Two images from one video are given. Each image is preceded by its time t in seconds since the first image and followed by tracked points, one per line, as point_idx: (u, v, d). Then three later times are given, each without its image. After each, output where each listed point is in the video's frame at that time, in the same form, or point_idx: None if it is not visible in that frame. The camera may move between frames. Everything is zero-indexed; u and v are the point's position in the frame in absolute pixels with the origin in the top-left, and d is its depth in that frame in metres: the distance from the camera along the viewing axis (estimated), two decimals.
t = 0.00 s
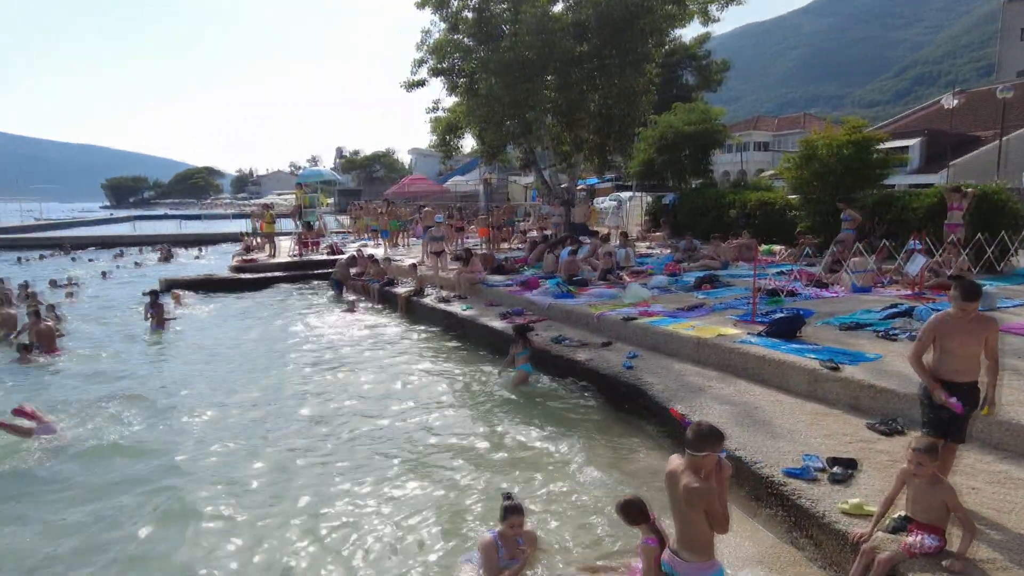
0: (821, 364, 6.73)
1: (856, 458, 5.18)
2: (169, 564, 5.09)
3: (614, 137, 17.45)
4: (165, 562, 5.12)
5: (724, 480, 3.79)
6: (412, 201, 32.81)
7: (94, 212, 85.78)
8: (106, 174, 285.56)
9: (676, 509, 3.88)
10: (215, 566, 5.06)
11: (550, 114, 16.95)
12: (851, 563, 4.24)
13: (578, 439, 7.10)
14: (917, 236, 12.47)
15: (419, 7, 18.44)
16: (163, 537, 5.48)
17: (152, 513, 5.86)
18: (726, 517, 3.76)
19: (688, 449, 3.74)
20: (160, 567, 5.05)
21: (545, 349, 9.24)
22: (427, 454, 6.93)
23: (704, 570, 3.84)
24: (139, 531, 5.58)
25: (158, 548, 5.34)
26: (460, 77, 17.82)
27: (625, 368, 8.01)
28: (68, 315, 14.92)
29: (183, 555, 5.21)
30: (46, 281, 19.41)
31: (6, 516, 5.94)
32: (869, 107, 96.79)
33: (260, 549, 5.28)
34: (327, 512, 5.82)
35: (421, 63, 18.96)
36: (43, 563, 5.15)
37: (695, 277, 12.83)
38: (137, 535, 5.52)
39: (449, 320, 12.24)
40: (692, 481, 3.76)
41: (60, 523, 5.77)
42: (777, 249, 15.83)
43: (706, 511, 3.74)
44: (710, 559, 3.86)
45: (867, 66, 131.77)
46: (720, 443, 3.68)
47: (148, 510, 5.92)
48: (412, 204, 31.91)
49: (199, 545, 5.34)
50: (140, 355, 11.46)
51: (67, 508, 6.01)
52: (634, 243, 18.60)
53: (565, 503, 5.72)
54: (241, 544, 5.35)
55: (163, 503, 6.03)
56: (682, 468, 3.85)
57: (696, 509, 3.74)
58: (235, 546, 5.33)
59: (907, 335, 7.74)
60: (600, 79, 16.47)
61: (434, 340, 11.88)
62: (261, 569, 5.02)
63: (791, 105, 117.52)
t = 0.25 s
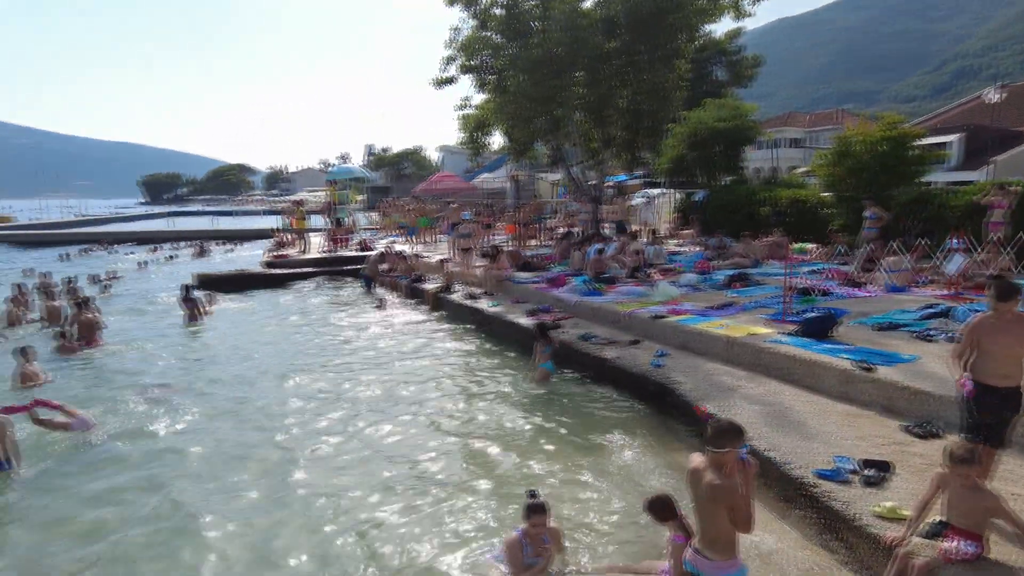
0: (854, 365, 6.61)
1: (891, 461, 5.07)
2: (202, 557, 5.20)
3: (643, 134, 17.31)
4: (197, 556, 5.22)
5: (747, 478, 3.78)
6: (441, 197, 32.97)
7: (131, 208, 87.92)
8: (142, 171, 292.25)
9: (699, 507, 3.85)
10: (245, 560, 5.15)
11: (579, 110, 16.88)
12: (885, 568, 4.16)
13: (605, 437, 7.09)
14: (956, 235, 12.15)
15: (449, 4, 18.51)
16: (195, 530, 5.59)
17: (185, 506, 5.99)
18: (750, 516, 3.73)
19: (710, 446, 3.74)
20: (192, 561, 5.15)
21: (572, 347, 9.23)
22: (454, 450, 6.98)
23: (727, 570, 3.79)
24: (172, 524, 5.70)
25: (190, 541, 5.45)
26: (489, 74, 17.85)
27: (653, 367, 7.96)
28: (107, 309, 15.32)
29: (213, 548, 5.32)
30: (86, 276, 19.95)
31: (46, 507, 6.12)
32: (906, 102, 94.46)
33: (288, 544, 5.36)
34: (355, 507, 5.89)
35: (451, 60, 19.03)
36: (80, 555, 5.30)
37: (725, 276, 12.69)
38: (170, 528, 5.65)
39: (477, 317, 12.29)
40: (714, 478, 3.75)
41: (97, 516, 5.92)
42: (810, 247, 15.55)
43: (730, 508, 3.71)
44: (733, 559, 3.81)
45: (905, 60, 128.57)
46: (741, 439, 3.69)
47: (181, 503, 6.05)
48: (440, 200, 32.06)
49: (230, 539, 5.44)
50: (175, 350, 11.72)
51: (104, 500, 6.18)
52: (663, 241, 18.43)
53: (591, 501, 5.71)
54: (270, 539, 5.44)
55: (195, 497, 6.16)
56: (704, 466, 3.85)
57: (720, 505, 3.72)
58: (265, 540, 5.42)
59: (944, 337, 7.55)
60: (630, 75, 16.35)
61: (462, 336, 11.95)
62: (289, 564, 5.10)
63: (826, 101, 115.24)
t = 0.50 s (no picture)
0: (890, 366, 6.47)
1: (928, 465, 4.95)
2: (232, 547, 5.29)
3: (674, 130, 17.13)
4: (228, 546, 5.32)
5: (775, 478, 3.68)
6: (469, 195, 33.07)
7: (167, 204, 89.86)
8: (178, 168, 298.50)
9: (724, 506, 3.80)
10: (274, 552, 5.22)
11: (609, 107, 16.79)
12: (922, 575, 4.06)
13: (634, 436, 7.05)
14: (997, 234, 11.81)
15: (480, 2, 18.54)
16: (226, 521, 5.68)
17: (217, 497, 6.09)
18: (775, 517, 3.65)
19: (735, 445, 3.67)
20: (223, 550, 5.24)
21: (601, 344, 9.19)
22: (482, 447, 6.99)
23: (752, 570, 3.74)
24: (204, 514, 5.80)
25: (221, 531, 5.54)
26: (519, 71, 17.86)
27: (683, 366, 7.89)
28: (144, 303, 15.70)
29: (244, 539, 5.40)
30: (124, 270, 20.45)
31: (85, 492, 6.31)
32: (946, 98, 92.00)
33: (317, 537, 5.41)
34: (382, 502, 5.93)
35: (481, 57, 19.05)
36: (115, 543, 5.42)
37: (757, 274, 12.50)
38: (202, 518, 5.75)
39: (504, 313, 12.31)
40: (739, 477, 3.69)
41: (136, 500, 6.10)
42: (844, 246, 15.26)
43: (755, 508, 3.65)
44: (758, 560, 3.76)
45: (945, 55, 125.18)
46: (768, 438, 3.61)
47: (212, 494, 6.16)
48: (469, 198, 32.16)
49: (260, 530, 5.52)
50: (209, 343, 11.94)
51: (138, 488, 6.31)
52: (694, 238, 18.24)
53: (619, 500, 5.67)
54: (299, 531, 5.50)
55: (227, 488, 6.27)
56: (730, 464, 3.78)
57: (744, 505, 3.66)
58: (294, 532, 5.48)
59: (984, 338, 7.34)
60: (661, 72, 16.22)
61: (489, 333, 11.98)
62: (320, 556, 5.17)
63: (861, 96, 112.81)
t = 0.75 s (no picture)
0: (928, 368, 6.31)
1: (967, 470, 4.82)
2: (262, 536, 5.36)
3: (706, 127, 16.91)
4: (258, 535, 5.39)
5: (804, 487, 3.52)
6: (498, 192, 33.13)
7: (202, 201, 91.70)
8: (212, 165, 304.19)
9: (751, 506, 3.73)
10: (303, 542, 5.28)
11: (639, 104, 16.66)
12: None
13: (663, 435, 7.02)
14: None
15: None
16: (257, 510, 5.76)
17: (248, 486, 6.18)
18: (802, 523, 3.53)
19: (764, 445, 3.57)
20: (254, 539, 5.32)
21: (629, 342, 9.14)
22: (510, 444, 6.98)
23: (778, 572, 3.69)
24: (235, 503, 5.89)
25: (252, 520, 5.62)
26: (549, 68, 17.82)
27: (713, 365, 7.80)
28: (180, 297, 16.06)
29: (273, 529, 5.47)
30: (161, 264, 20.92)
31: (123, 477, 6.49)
32: (988, 94, 89.37)
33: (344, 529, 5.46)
34: (410, 496, 5.96)
35: (511, 54, 19.06)
36: (150, 526, 5.53)
37: (791, 273, 12.29)
38: (233, 506, 5.83)
39: (532, 310, 12.32)
40: (766, 478, 3.59)
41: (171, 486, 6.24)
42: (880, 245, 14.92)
43: (780, 511, 3.57)
44: (783, 563, 3.70)
45: (987, 49, 121.57)
46: (798, 441, 3.46)
47: (243, 482, 6.25)
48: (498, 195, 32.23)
49: (289, 521, 5.58)
50: (242, 336, 12.14)
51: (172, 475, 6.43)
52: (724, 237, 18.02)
53: (647, 500, 5.62)
54: (327, 523, 5.55)
55: (258, 477, 6.36)
56: (758, 464, 3.68)
57: (769, 506, 3.60)
58: (322, 523, 5.53)
59: None
60: (693, 67, 16.03)
61: (517, 330, 12.00)
62: (349, 545, 5.24)
63: (899, 92, 110.18)
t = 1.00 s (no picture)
0: (969, 372, 6.13)
1: (1010, 478, 4.67)
2: (292, 527, 5.44)
3: (738, 124, 16.67)
4: (288, 527, 5.45)
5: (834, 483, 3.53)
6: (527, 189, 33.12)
7: (236, 197, 93.43)
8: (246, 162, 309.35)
9: (778, 507, 3.70)
10: (331, 535, 5.33)
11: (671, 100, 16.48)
12: None
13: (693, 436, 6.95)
14: None
15: None
16: (286, 503, 5.83)
17: (278, 479, 6.27)
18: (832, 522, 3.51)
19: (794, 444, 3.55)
20: (285, 531, 5.39)
21: (659, 341, 9.07)
22: (538, 442, 6.97)
23: (805, 575, 3.64)
24: (266, 495, 5.97)
25: (282, 513, 5.69)
26: (580, 64, 17.74)
27: (745, 365, 7.70)
28: (215, 291, 16.38)
29: (302, 522, 5.54)
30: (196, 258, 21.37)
31: (160, 465, 6.65)
32: None
33: (372, 524, 5.49)
34: (437, 492, 5.98)
35: (542, 50, 19.02)
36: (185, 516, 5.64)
37: (825, 273, 12.06)
38: (262, 498, 5.91)
39: (561, 307, 12.28)
40: (796, 477, 3.57)
41: (206, 476, 6.38)
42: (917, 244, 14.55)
43: (809, 511, 3.54)
44: (810, 566, 3.64)
45: None
46: (828, 439, 3.48)
47: (275, 474, 6.35)
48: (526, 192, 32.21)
49: (319, 514, 5.65)
50: (274, 330, 12.34)
51: (206, 466, 6.55)
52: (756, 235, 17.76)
53: (676, 502, 5.56)
54: (355, 517, 5.59)
55: (289, 470, 6.44)
56: (788, 464, 3.66)
57: (799, 506, 3.56)
58: (350, 518, 5.58)
59: None
60: (726, 63, 15.81)
61: (546, 328, 11.99)
62: (378, 538, 5.29)
63: (939, 87, 107.31)
